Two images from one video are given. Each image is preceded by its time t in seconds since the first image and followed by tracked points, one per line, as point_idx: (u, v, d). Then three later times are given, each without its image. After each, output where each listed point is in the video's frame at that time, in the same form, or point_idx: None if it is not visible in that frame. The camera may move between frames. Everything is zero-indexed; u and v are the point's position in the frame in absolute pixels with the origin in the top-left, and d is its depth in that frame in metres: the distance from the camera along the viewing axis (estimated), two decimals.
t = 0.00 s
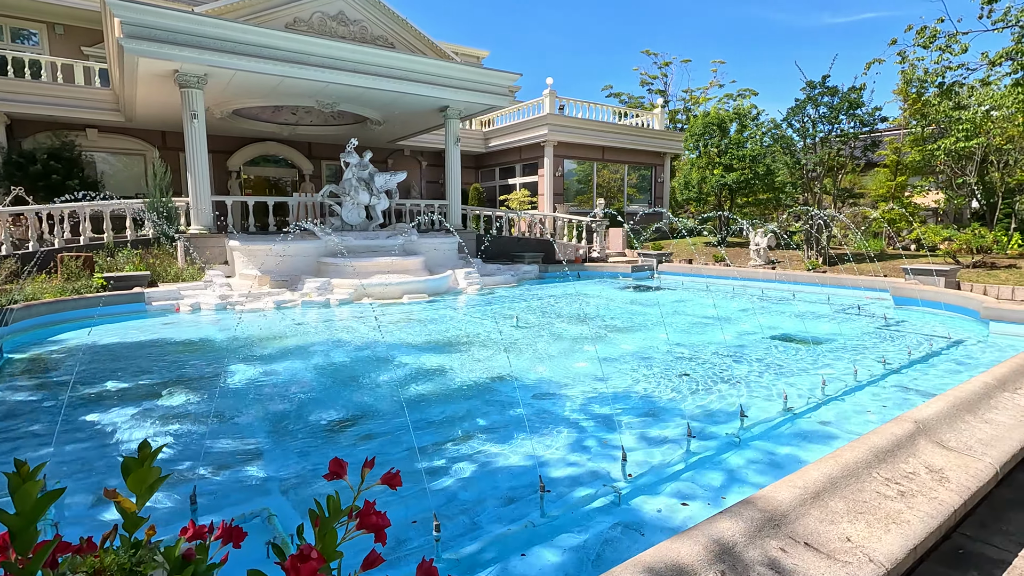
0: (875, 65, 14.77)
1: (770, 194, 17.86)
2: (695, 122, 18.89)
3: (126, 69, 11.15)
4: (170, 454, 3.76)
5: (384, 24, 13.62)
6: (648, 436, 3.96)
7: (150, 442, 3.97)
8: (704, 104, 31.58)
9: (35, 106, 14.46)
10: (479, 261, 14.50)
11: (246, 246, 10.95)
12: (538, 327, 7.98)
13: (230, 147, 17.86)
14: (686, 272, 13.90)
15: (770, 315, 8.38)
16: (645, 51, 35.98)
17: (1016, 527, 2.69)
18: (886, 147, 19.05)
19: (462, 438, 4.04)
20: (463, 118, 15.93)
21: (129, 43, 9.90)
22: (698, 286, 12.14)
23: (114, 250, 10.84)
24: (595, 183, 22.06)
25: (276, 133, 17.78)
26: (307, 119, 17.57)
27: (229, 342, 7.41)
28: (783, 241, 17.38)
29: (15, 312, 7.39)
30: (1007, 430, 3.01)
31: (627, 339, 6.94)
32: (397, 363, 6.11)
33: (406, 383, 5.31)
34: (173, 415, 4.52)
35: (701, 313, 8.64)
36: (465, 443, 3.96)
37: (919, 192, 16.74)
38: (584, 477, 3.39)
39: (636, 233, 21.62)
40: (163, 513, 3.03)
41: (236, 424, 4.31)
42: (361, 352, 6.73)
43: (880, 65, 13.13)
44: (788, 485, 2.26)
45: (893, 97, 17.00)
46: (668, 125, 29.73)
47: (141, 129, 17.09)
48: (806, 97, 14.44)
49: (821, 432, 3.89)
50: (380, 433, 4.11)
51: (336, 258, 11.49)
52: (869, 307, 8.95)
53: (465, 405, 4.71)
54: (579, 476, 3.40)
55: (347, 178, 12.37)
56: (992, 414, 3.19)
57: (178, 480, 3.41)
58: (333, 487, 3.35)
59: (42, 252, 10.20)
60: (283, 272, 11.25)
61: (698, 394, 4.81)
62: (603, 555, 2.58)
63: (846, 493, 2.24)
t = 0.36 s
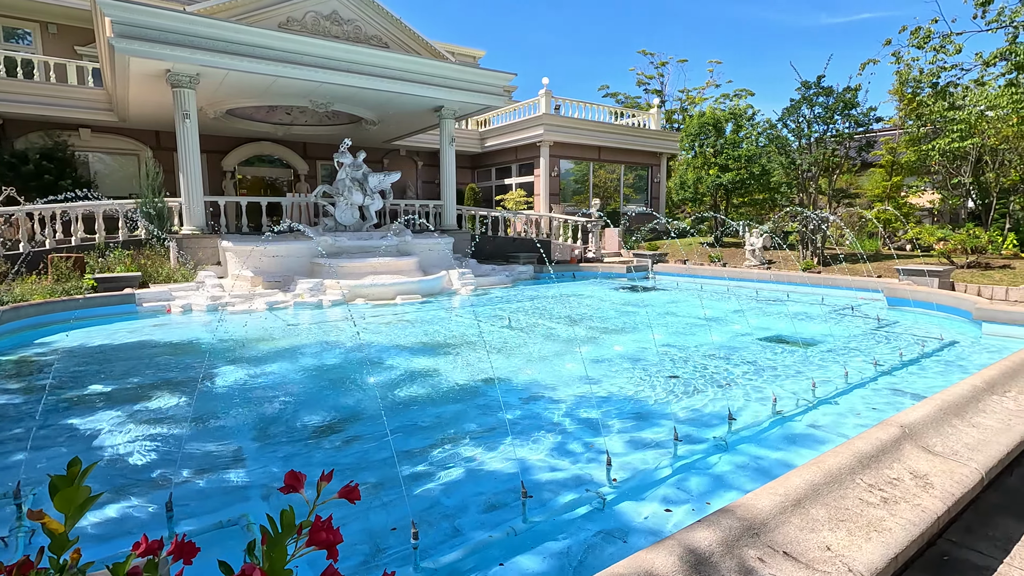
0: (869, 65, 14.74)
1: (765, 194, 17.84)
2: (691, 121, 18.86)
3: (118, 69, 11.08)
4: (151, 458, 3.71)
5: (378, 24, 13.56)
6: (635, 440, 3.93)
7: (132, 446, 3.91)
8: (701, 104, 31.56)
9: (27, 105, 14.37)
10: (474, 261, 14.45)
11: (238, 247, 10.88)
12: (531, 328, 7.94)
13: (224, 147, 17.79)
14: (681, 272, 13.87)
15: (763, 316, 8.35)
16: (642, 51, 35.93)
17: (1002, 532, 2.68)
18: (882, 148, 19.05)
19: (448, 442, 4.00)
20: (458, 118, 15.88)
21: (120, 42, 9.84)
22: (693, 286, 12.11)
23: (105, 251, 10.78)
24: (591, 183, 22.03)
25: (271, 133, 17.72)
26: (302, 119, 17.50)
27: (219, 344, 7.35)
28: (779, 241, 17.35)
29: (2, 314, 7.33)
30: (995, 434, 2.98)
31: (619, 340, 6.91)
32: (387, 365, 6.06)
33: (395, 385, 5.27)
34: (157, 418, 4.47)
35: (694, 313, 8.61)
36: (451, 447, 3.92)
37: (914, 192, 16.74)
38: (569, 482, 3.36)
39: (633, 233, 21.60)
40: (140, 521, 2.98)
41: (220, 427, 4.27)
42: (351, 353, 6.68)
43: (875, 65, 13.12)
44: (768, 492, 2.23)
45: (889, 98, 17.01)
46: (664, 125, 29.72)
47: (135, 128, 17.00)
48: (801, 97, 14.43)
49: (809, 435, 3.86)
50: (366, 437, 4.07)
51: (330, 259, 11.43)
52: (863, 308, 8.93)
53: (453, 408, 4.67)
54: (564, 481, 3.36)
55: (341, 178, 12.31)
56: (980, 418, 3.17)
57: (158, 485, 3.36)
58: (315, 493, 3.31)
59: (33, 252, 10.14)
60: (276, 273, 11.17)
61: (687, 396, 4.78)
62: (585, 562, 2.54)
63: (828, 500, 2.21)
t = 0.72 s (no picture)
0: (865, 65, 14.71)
1: (762, 194, 17.81)
2: (688, 121, 18.81)
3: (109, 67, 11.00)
4: (131, 462, 3.64)
5: (372, 23, 13.48)
6: (623, 443, 3.87)
7: (112, 449, 3.84)
8: (698, 104, 31.53)
9: (19, 104, 14.27)
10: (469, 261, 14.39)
11: (231, 247, 10.80)
12: (523, 329, 7.88)
13: (219, 147, 17.71)
14: (677, 273, 13.83)
15: (757, 317, 8.30)
16: (639, 51, 35.91)
17: (993, 538, 2.63)
18: (878, 148, 19.03)
19: (433, 445, 3.94)
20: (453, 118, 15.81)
21: (110, 40, 9.76)
22: (688, 287, 12.06)
23: (96, 250, 10.71)
24: (588, 183, 22.00)
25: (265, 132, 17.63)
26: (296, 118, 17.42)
27: (209, 344, 7.28)
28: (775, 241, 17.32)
29: None
30: (987, 438, 2.93)
31: (611, 341, 6.86)
32: (376, 366, 5.99)
33: (383, 387, 5.21)
34: (140, 420, 4.40)
35: (688, 314, 8.56)
36: (436, 451, 3.86)
37: (911, 192, 16.72)
38: (555, 487, 3.30)
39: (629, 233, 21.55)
40: (114, 526, 2.91)
41: (203, 430, 4.20)
42: (341, 354, 6.62)
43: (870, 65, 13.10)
44: (752, 499, 2.16)
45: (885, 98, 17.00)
46: (661, 125, 29.71)
47: (129, 128, 16.90)
48: (797, 97, 14.40)
49: (799, 439, 3.81)
50: (350, 440, 4.00)
51: (323, 259, 11.37)
52: (858, 309, 8.88)
53: (440, 410, 4.61)
54: (550, 486, 3.31)
55: (334, 177, 12.22)
56: (971, 421, 3.11)
57: (136, 490, 3.29)
58: (296, 498, 3.24)
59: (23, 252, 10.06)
60: (268, 273, 11.08)
61: (677, 398, 4.72)
62: (566, 569, 2.48)
63: (813, 507, 2.15)
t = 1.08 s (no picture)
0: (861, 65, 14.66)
1: (757, 194, 17.76)
2: (684, 121, 18.74)
3: (98, 66, 10.90)
4: (106, 468, 3.57)
5: (365, 22, 13.39)
6: (610, 448, 3.81)
7: (87, 455, 3.76)
8: (694, 104, 31.47)
9: (10, 103, 14.15)
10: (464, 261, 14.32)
11: (222, 248, 10.71)
12: (515, 331, 7.81)
13: (213, 147, 17.61)
14: (672, 273, 13.78)
15: (751, 318, 8.24)
16: (636, 50, 35.90)
17: (982, 548, 2.57)
18: (874, 147, 18.99)
19: (416, 451, 3.88)
20: (448, 117, 15.72)
21: (99, 39, 9.66)
22: (682, 287, 12.01)
23: (85, 251, 10.63)
24: (584, 183, 21.93)
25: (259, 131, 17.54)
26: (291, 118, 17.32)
27: (196, 346, 7.20)
28: (771, 241, 17.28)
29: None
30: (977, 444, 2.87)
31: (603, 342, 6.79)
32: (364, 369, 5.92)
33: (370, 390, 5.14)
34: (119, 425, 4.32)
35: (681, 315, 8.49)
36: (419, 456, 3.79)
37: (907, 192, 16.68)
38: (538, 495, 3.24)
39: (625, 233, 21.50)
40: (82, 536, 2.83)
41: (182, 435, 4.12)
42: (329, 356, 6.54)
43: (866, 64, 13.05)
44: (732, 510, 2.09)
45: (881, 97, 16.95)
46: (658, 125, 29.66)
47: (122, 127, 16.77)
48: (793, 97, 14.35)
49: (789, 444, 3.75)
50: (332, 445, 3.93)
51: (315, 259, 11.29)
52: (853, 310, 8.83)
53: (425, 414, 4.55)
54: (533, 494, 3.25)
55: (327, 177, 12.14)
56: (962, 427, 3.05)
57: (109, 497, 3.21)
58: (272, 505, 3.16)
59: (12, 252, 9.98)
60: (260, 274, 10.95)
61: (667, 402, 4.66)
62: None
63: (796, 518, 2.08)
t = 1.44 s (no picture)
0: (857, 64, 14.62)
1: (754, 194, 17.72)
2: (680, 121, 18.70)
3: (90, 66, 10.83)
4: (84, 475, 3.51)
5: (359, 22, 13.33)
6: (596, 454, 3.76)
7: (65, 462, 3.71)
8: (691, 104, 31.43)
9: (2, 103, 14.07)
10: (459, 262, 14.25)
11: (214, 249, 10.65)
12: (508, 333, 7.74)
13: (207, 147, 17.53)
14: (667, 274, 13.73)
15: (745, 319, 8.19)
16: (633, 50, 35.87)
17: (969, 557, 2.53)
18: (870, 147, 18.96)
19: (400, 457, 3.82)
20: (443, 117, 15.66)
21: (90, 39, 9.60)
22: (677, 288, 11.96)
23: (76, 252, 10.59)
24: (580, 183, 21.87)
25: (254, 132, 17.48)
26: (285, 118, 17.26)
27: (185, 348, 7.13)
28: (767, 241, 17.24)
29: None
30: (965, 450, 2.81)
31: (595, 345, 6.73)
32: (352, 373, 5.85)
33: (357, 394, 5.09)
34: (101, 430, 4.26)
35: (675, 316, 8.44)
36: (403, 463, 3.74)
37: (903, 192, 16.67)
38: (521, 502, 3.18)
39: (622, 233, 21.44)
40: (52, 546, 2.77)
41: (163, 441, 4.06)
42: (318, 359, 6.48)
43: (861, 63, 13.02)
44: (709, 521, 2.04)
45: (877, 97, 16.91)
46: (655, 125, 29.62)
47: (116, 127, 16.67)
48: (789, 97, 14.31)
49: (778, 449, 3.70)
50: (315, 452, 3.88)
51: (307, 261, 11.23)
52: (848, 311, 8.78)
53: (412, 419, 4.49)
54: (516, 501, 3.19)
55: (320, 178, 12.07)
56: (950, 433, 3.00)
57: (83, 505, 3.16)
58: (250, 514, 3.11)
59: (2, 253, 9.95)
60: (252, 275, 10.93)
61: (656, 407, 4.60)
62: None
63: (775, 529, 2.03)
